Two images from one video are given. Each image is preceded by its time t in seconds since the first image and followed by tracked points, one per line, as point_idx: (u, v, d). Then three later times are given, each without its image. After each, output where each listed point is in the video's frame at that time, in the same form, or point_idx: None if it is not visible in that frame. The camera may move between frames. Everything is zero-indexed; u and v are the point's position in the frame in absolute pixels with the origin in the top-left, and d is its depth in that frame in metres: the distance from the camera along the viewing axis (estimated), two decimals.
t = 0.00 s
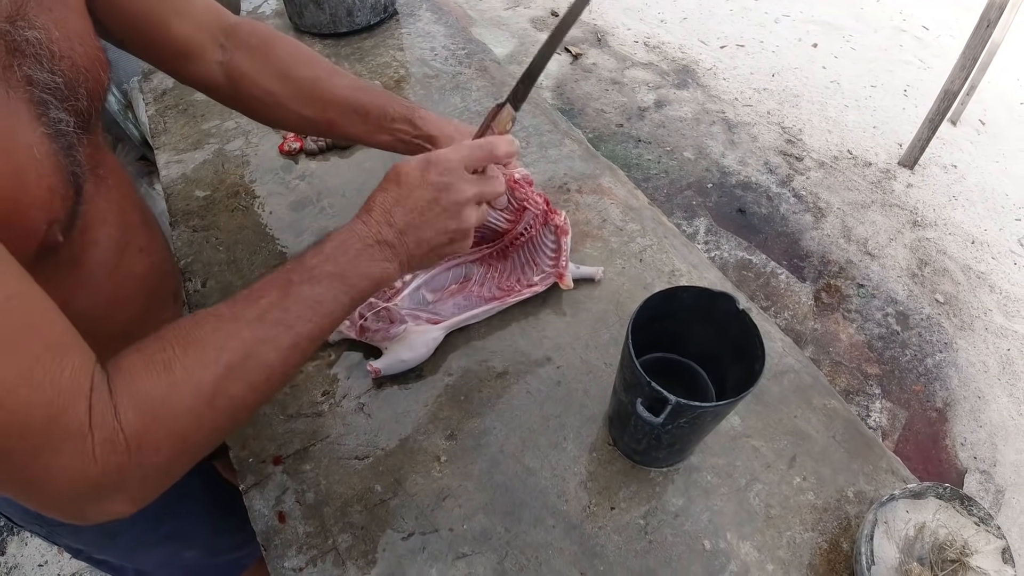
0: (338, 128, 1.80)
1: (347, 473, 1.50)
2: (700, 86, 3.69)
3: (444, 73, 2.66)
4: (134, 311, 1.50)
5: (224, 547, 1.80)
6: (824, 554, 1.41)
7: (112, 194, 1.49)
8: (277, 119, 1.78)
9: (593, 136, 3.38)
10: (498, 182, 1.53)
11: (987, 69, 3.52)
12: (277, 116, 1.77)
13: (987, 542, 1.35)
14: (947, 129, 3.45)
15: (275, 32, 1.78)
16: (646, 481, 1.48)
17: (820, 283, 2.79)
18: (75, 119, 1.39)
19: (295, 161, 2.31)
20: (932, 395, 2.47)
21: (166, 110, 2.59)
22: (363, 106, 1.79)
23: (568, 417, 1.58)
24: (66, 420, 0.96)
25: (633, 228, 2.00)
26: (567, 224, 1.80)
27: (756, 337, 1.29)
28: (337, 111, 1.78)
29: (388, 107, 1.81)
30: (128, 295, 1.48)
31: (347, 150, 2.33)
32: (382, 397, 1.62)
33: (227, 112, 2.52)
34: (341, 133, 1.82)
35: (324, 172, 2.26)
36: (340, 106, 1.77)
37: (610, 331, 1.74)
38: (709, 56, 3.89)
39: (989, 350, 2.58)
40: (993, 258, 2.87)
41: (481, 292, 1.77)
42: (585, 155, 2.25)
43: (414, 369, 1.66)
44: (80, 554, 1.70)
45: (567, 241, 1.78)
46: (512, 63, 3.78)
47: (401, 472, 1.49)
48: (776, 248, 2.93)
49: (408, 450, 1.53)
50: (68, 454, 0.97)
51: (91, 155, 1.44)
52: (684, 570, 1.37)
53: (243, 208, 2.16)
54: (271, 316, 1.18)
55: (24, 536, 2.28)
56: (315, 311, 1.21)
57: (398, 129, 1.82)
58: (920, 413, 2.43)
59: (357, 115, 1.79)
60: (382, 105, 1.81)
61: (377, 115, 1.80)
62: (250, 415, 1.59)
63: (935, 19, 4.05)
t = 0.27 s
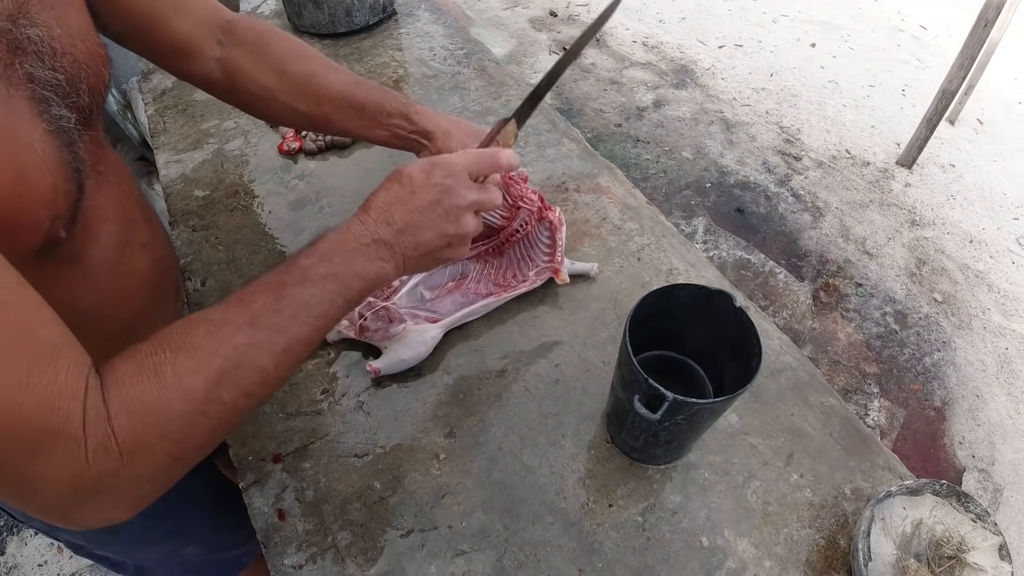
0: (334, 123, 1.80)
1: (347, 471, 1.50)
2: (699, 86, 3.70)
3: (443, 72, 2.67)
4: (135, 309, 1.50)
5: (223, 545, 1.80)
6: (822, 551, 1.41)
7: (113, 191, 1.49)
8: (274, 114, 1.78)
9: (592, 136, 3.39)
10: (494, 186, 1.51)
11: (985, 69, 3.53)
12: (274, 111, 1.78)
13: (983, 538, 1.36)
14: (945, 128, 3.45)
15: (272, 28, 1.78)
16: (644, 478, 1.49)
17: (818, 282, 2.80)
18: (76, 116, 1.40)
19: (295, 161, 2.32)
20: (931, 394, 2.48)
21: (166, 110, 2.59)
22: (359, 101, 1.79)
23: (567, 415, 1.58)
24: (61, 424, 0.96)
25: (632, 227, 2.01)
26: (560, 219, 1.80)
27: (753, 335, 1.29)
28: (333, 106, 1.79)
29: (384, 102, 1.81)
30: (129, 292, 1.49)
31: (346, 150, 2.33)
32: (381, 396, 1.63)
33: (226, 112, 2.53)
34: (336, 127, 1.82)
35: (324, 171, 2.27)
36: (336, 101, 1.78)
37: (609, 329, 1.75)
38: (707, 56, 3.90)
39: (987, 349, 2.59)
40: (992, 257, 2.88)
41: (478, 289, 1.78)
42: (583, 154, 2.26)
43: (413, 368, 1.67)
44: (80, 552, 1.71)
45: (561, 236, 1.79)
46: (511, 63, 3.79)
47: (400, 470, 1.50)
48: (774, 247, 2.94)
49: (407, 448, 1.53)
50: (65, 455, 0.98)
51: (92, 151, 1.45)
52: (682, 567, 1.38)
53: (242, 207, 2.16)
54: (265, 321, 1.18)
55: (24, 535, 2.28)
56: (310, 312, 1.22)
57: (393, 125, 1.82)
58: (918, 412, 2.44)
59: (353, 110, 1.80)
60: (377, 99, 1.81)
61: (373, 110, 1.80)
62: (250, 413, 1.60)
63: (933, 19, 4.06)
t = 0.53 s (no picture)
0: (331, 120, 1.81)
1: (347, 470, 1.51)
2: (697, 86, 3.70)
3: (442, 73, 2.67)
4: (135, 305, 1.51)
5: (223, 544, 1.81)
6: (820, 549, 1.42)
7: (113, 189, 1.49)
8: (270, 111, 1.79)
9: (591, 136, 3.39)
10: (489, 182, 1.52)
11: (983, 68, 3.54)
12: (271, 108, 1.78)
13: (982, 536, 1.36)
14: (944, 128, 3.46)
15: (270, 26, 1.78)
16: (644, 477, 1.49)
17: (817, 282, 2.81)
18: (76, 114, 1.40)
19: (294, 161, 2.32)
20: (929, 393, 2.49)
21: (165, 110, 2.60)
22: (357, 99, 1.79)
23: (566, 414, 1.59)
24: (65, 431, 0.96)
25: (631, 227, 2.02)
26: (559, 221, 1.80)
27: (751, 334, 1.30)
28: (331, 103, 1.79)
29: (382, 100, 1.81)
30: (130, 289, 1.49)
31: (345, 150, 2.34)
32: (381, 395, 1.63)
33: (225, 112, 2.53)
34: (333, 124, 1.82)
35: (323, 171, 2.27)
36: (333, 98, 1.78)
37: (608, 328, 1.75)
38: (706, 56, 3.90)
39: (986, 348, 2.60)
40: (990, 257, 2.89)
41: (476, 290, 1.79)
42: (582, 154, 2.26)
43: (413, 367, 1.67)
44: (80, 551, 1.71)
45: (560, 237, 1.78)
46: (509, 63, 3.79)
47: (400, 468, 1.50)
48: (773, 247, 2.95)
49: (407, 447, 1.54)
50: (70, 460, 0.98)
51: (93, 149, 1.45)
52: (681, 565, 1.38)
53: (242, 207, 2.17)
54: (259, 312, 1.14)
55: (24, 535, 2.29)
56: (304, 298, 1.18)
57: (391, 122, 1.83)
58: (917, 411, 2.45)
59: (350, 107, 1.80)
60: (375, 97, 1.81)
61: (371, 108, 1.81)
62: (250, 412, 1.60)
63: (931, 19, 4.07)
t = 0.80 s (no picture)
0: (328, 120, 1.81)
1: (348, 469, 1.51)
2: (696, 86, 3.71)
3: (441, 73, 2.68)
4: (134, 305, 1.51)
5: (224, 544, 1.81)
6: (820, 547, 1.42)
7: (110, 189, 1.50)
8: (267, 109, 1.79)
9: (590, 136, 3.40)
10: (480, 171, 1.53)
11: (982, 68, 3.54)
12: (267, 107, 1.78)
13: (981, 534, 1.36)
14: (942, 128, 3.47)
15: (268, 24, 1.79)
16: (644, 476, 1.50)
17: (816, 282, 2.82)
18: (74, 113, 1.40)
19: (294, 161, 2.33)
20: (929, 392, 2.49)
21: (165, 111, 2.60)
22: (354, 101, 1.80)
23: (566, 413, 1.59)
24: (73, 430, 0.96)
25: (630, 227, 2.02)
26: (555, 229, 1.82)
27: (751, 333, 1.30)
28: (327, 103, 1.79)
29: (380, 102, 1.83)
30: (128, 289, 1.49)
31: (345, 150, 2.34)
32: (382, 394, 1.63)
33: (225, 112, 2.54)
34: (330, 125, 1.82)
35: (323, 172, 2.28)
36: (331, 99, 1.78)
37: (607, 328, 1.76)
38: (705, 56, 3.91)
39: (984, 347, 2.61)
40: (989, 256, 2.89)
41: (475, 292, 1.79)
42: (581, 154, 2.27)
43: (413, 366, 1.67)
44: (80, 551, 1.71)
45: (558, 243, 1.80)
46: (508, 63, 3.80)
47: (401, 467, 1.51)
48: (772, 247, 2.95)
49: (408, 446, 1.54)
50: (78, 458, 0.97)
51: (90, 148, 1.46)
52: (681, 563, 1.39)
53: (242, 207, 2.17)
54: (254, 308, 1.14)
55: (24, 536, 2.29)
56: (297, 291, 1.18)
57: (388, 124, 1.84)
58: (916, 411, 2.45)
59: (348, 109, 1.81)
60: (371, 99, 1.82)
61: (368, 110, 1.82)
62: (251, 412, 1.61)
63: (930, 19, 4.08)
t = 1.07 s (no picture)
0: (324, 115, 1.81)
1: (349, 469, 1.51)
2: (695, 87, 3.71)
3: (441, 73, 2.68)
4: (133, 309, 1.51)
5: (224, 544, 1.81)
6: (820, 547, 1.43)
7: (111, 194, 1.50)
8: (264, 109, 1.79)
9: (590, 137, 3.40)
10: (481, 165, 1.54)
11: (981, 69, 3.55)
12: (264, 106, 1.78)
13: (981, 533, 1.37)
14: (941, 128, 3.47)
15: (262, 24, 1.79)
16: (644, 476, 1.50)
17: (816, 282, 2.82)
18: (72, 116, 1.40)
19: (295, 161, 2.33)
20: (928, 392, 2.50)
21: (165, 111, 2.60)
22: (349, 91, 1.82)
23: (567, 413, 1.59)
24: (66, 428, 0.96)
25: (630, 227, 2.02)
26: (556, 219, 1.79)
27: (751, 333, 1.31)
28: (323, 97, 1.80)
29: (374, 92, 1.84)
30: (128, 293, 1.50)
31: (345, 150, 2.34)
32: (382, 394, 1.64)
33: (225, 112, 2.54)
34: (329, 120, 1.84)
35: (323, 172, 2.28)
36: (326, 92, 1.79)
37: (608, 328, 1.76)
38: (704, 57, 3.92)
39: (984, 347, 2.61)
40: (988, 256, 2.90)
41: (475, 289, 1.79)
42: (581, 154, 2.27)
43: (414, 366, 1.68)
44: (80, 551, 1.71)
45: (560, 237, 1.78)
46: (508, 64, 3.80)
47: (402, 467, 1.51)
48: (772, 247, 2.96)
49: (409, 446, 1.54)
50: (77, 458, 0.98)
51: (90, 151, 1.46)
52: (682, 563, 1.39)
53: (243, 208, 2.17)
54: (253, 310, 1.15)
55: (24, 536, 2.29)
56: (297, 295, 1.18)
57: (384, 115, 1.85)
58: (916, 411, 2.45)
59: (343, 101, 1.82)
60: (365, 90, 1.84)
61: (363, 99, 1.83)
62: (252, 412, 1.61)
63: (929, 19, 4.08)
